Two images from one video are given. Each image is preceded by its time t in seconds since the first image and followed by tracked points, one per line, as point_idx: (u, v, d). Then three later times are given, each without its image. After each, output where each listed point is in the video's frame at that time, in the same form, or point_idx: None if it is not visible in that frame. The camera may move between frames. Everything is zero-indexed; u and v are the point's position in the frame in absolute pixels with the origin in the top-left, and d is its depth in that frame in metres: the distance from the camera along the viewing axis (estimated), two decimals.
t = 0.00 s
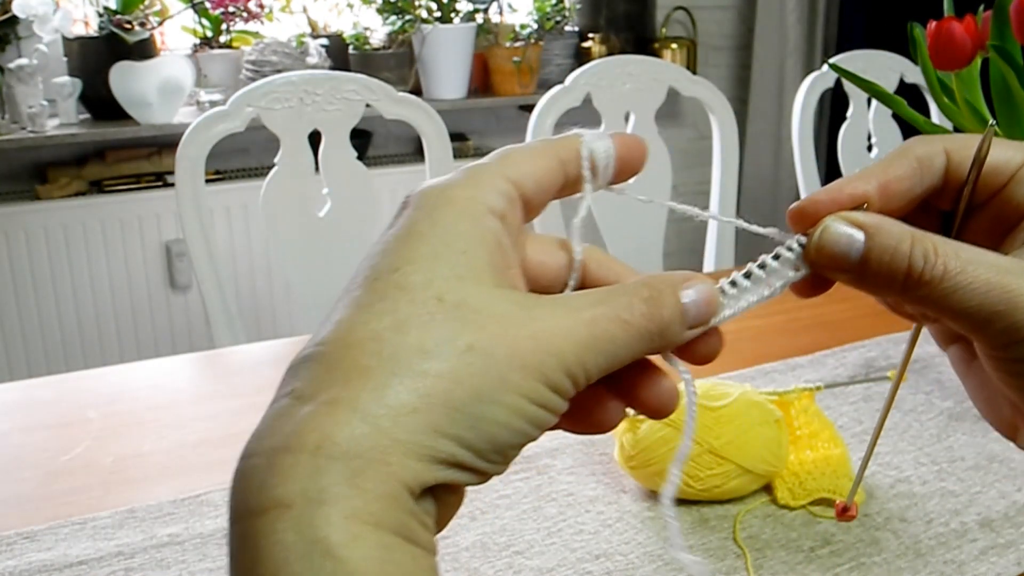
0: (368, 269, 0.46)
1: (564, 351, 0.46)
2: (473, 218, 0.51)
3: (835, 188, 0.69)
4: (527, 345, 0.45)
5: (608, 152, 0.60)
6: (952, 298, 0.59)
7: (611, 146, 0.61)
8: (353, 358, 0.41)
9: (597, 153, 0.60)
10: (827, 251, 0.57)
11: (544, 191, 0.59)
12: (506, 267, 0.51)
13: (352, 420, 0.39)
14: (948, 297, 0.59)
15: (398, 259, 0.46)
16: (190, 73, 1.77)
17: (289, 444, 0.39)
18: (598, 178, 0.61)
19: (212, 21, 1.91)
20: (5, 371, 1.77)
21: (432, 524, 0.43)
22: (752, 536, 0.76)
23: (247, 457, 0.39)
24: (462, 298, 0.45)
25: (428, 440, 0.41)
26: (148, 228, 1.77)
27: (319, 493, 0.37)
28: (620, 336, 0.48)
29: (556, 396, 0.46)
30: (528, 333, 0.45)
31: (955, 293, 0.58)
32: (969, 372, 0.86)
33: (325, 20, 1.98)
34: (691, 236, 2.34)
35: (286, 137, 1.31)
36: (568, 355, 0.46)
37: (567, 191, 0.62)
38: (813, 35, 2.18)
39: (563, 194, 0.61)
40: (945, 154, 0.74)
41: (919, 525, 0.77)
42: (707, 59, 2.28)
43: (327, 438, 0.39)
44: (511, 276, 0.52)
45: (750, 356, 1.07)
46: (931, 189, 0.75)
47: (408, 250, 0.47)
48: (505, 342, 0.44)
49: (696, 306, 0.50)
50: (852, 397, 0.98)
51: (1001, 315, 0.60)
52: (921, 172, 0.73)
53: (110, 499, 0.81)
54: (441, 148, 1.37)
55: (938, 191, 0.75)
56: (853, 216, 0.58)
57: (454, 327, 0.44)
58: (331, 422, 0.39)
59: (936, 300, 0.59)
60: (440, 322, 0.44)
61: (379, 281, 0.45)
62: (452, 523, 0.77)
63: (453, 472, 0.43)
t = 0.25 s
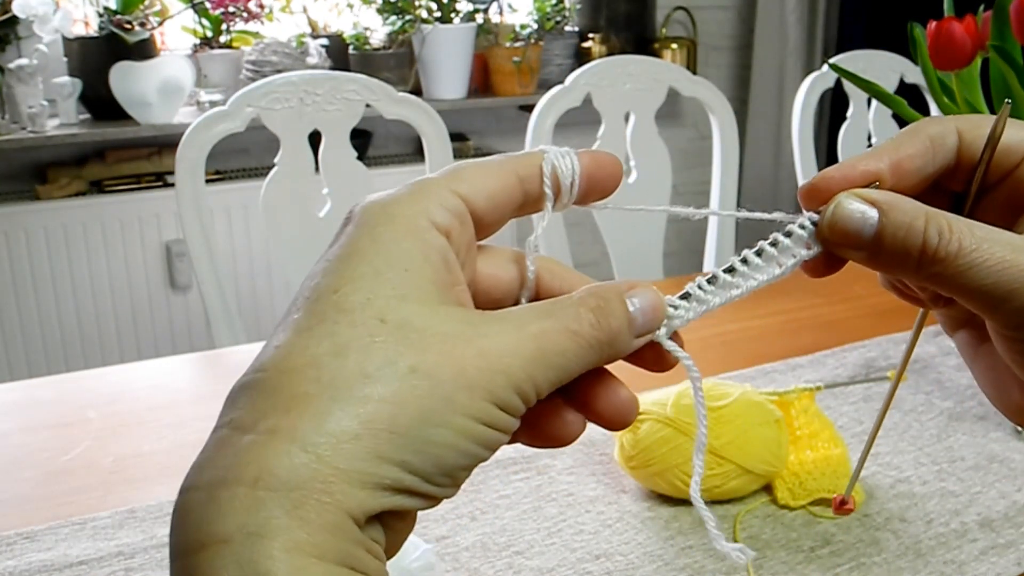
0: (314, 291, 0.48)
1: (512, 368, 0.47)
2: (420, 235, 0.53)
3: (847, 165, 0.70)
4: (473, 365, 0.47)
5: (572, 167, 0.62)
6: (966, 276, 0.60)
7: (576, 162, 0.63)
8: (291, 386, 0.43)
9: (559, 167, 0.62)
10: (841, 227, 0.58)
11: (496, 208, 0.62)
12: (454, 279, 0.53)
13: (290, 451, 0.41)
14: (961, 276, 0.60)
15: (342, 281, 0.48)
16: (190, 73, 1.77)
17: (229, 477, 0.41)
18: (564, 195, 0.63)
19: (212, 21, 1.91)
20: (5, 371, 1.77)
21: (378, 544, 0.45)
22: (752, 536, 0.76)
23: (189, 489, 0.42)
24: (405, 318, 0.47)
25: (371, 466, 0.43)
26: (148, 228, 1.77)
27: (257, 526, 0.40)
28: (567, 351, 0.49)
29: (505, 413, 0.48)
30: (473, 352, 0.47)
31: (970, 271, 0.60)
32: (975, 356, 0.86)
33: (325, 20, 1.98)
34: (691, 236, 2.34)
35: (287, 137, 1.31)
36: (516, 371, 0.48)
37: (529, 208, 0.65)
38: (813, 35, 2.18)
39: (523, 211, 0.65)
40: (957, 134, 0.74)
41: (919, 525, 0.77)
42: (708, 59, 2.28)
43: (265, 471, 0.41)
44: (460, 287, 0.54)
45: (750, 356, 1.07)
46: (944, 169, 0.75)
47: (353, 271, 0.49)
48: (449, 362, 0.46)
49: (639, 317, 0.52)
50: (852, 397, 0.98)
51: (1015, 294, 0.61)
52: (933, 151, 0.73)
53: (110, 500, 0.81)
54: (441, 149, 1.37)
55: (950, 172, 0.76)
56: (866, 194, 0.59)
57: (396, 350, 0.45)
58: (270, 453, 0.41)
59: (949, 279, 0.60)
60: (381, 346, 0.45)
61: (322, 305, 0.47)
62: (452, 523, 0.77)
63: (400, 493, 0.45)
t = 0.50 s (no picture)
0: (309, 290, 0.48)
1: (507, 367, 0.47)
2: (414, 233, 0.53)
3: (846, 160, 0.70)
4: (469, 363, 0.47)
5: (571, 165, 0.63)
6: (967, 270, 0.60)
7: (576, 160, 0.63)
8: (285, 386, 0.43)
9: (558, 165, 0.63)
10: (840, 221, 0.58)
11: (491, 206, 0.63)
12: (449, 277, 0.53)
13: (285, 450, 0.41)
14: (962, 271, 0.60)
15: (336, 279, 0.48)
16: (190, 73, 1.77)
17: (224, 477, 0.41)
18: (560, 193, 0.63)
19: (212, 21, 1.91)
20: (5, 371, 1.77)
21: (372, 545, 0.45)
22: (752, 536, 0.76)
23: (182, 490, 0.42)
24: (400, 316, 0.47)
25: (366, 465, 0.43)
26: (148, 228, 1.77)
27: (252, 527, 0.40)
28: (562, 349, 0.49)
29: (501, 412, 0.48)
30: (469, 350, 0.47)
31: (971, 265, 0.60)
32: (974, 354, 0.86)
33: (325, 20, 1.98)
34: (691, 236, 2.34)
35: (287, 137, 1.31)
36: (511, 369, 0.48)
37: (526, 206, 0.65)
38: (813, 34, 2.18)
39: (519, 209, 0.65)
40: (957, 129, 0.74)
41: (919, 525, 0.77)
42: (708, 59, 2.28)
43: (260, 471, 0.41)
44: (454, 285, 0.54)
45: (750, 356, 1.07)
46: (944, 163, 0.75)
47: (347, 269, 0.49)
48: (445, 360, 0.46)
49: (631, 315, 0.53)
50: (852, 397, 0.99)
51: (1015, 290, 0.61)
52: (933, 146, 0.73)
53: (110, 500, 0.81)
54: (441, 149, 1.37)
55: (950, 165, 0.76)
56: (866, 189, 0.59)
57: (391, 348, 0.45)
58: (265, 453, 0.41)
59: (949, 274, 0.60)
60: (377, 344, 0.45)
61: (316, 303, 0.47)
62: (452, 523, 0.77)
63: (395, 493, 0.45)
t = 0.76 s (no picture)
0: (316, 284, 0.48)
1: (513, 361, 0.47)
2: (420, 229, 0.53)
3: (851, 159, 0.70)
4: (475, 358, 0.47)
5: (575, 161, 0.63)
6: (970, 270, 0.60)
7: (579, 156, 0.63)
8: (293, 379, 0.43)
9: (562, 161, 0.63)
10: (844, 219, 0.59)
11: (496, 201, 0.63)
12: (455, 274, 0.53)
13: (293, 443, 0.41)
14: (966, 269, 0.60)
15: (344, 273, 0.48)
16: (190, 73, 1.77)
17: (232, 470, 0.41)
18: (564, 189, 0.64)
19: (212, 21, 1.91)
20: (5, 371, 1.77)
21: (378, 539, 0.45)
22: (752, 536, 0.76)
23: (190, 483, 0.42)
24: (407, 310, 0.47)
25: (372, 459, 0.43)
26: (148, 228, 1.77)
27: (260, 520, 0.40)
28: (567, 343, 0.49)
29: (508, 407, 0.48)
30: (475, 345, 0.47)
31: (974, 265, 0.60)
32: (976, 352, 0.86)
33: (325, 20, 1.98)
34: (691, 236, 2.34)
35: (287, 137, 1.31)
36: (517, 364, 0.48)
37: (530, 201, 0.65)
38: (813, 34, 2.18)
39: (523, 205, 0.65)
40: (960, 127, 0.74)
41: (919, 525, 0.77)
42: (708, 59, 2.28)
43: (268, 464, 0.41)
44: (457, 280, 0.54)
45: (750, 356, 1.07)
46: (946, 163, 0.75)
47: (354, 263, 0.49)
48: (452, 354, 0.46)
49: (636, 309, 0.53)
50: (852, 397, 0.98)
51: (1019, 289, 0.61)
52: (936, 144, 0.73)
53: (110, 500, 0.81)
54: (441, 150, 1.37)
55: (952, 164, 0.76)
56: (871, 188, 0.60)
57: (399, 342, 0.45)
58: (273, 445, 0.41)
59: (953, 272, 0.60)
60: (384, 338, 0.45)
61: (323, 296, 0.47)
62: (451, 523, 0.77)
63: (401, 487, 0.45)
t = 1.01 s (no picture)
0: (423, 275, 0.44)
1: (643, 311, 0.47)
2: (507, 190, 0.47)
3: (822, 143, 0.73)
4: (612, 319, 0.46)
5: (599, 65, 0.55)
6: (934, 262, 0.60)
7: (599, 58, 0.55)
8: (473, 387, 0.41)
9: (590, 72, 0.55)
10: (812, 208, 0.59)
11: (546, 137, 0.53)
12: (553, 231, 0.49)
13: (490, 450, 0.41)
14: (928, 262, 0.60)
15: (458, 262, 0.43)
16: (190, 73, 1.77)
17: (438, 485, 0.40)
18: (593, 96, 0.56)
19: (212, 21, 1.91)
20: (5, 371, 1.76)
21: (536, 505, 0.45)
22: (752, 536, 0.76)
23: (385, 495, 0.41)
24: (545, 288, 0.45)
25: (559, 442, 0.43)
26: (149, 228, 1.77)
27: (471, 529, 0.40)
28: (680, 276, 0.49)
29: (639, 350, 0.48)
30: (608, 305, 0.46)
31: (936, 258, 0.60)
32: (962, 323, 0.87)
33: (325, 20, 1.98)
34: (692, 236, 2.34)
35: (287, 137, 1.31)
36: (644, 314, 0.47)
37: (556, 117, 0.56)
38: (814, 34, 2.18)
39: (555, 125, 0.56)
40: (938, 111, 0.74)
41: (919, 525, 0.77)
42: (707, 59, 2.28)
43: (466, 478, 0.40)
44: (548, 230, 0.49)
45: (750, 356, 1.07)
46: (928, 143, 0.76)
47: (459, 246, 0.44)
48: (596, 325, 0.45)
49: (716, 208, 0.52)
50: (852, 397, 0.99)
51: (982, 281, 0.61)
52: (914, 126, 0.74)
53: (110, 499, 0.81)
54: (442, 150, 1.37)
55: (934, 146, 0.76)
56: (839, 177, 0.60)
57: (548, 325, 0.44)
58: (469, 457, 0.40)
59: (917, 264, 0.61)
60: (531, 323, 0.43)
61: (451, 291, 0.43)
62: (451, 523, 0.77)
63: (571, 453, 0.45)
